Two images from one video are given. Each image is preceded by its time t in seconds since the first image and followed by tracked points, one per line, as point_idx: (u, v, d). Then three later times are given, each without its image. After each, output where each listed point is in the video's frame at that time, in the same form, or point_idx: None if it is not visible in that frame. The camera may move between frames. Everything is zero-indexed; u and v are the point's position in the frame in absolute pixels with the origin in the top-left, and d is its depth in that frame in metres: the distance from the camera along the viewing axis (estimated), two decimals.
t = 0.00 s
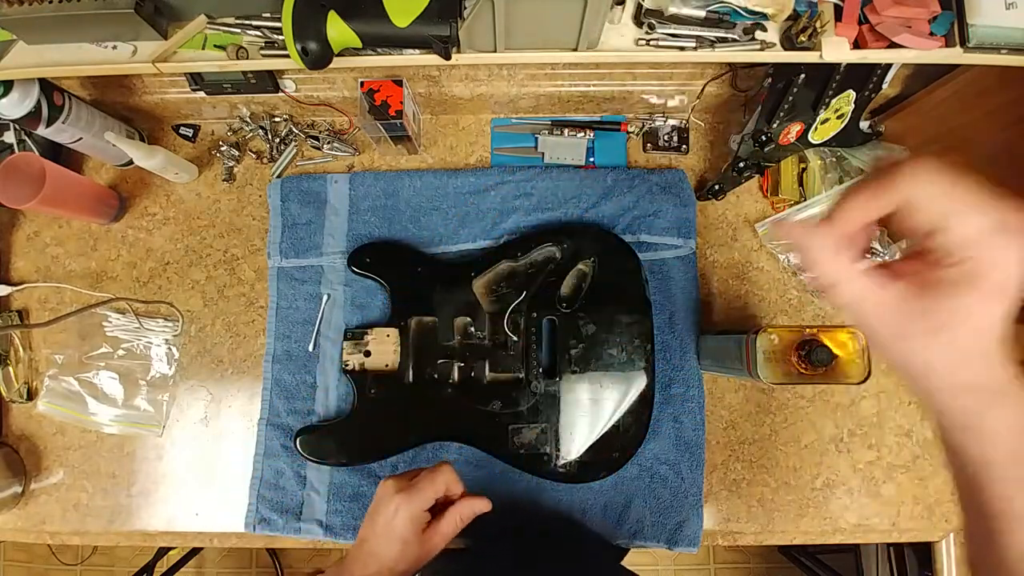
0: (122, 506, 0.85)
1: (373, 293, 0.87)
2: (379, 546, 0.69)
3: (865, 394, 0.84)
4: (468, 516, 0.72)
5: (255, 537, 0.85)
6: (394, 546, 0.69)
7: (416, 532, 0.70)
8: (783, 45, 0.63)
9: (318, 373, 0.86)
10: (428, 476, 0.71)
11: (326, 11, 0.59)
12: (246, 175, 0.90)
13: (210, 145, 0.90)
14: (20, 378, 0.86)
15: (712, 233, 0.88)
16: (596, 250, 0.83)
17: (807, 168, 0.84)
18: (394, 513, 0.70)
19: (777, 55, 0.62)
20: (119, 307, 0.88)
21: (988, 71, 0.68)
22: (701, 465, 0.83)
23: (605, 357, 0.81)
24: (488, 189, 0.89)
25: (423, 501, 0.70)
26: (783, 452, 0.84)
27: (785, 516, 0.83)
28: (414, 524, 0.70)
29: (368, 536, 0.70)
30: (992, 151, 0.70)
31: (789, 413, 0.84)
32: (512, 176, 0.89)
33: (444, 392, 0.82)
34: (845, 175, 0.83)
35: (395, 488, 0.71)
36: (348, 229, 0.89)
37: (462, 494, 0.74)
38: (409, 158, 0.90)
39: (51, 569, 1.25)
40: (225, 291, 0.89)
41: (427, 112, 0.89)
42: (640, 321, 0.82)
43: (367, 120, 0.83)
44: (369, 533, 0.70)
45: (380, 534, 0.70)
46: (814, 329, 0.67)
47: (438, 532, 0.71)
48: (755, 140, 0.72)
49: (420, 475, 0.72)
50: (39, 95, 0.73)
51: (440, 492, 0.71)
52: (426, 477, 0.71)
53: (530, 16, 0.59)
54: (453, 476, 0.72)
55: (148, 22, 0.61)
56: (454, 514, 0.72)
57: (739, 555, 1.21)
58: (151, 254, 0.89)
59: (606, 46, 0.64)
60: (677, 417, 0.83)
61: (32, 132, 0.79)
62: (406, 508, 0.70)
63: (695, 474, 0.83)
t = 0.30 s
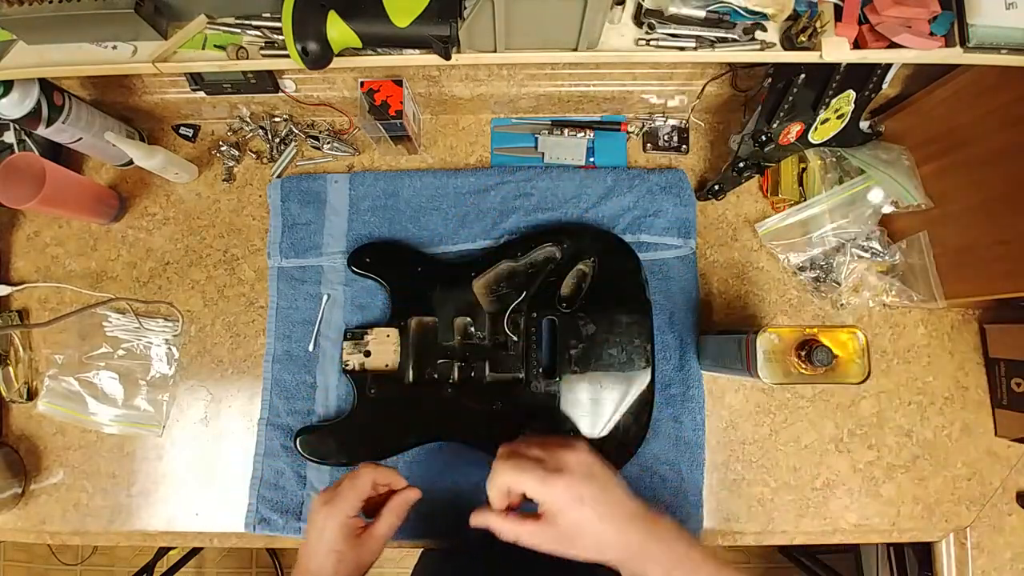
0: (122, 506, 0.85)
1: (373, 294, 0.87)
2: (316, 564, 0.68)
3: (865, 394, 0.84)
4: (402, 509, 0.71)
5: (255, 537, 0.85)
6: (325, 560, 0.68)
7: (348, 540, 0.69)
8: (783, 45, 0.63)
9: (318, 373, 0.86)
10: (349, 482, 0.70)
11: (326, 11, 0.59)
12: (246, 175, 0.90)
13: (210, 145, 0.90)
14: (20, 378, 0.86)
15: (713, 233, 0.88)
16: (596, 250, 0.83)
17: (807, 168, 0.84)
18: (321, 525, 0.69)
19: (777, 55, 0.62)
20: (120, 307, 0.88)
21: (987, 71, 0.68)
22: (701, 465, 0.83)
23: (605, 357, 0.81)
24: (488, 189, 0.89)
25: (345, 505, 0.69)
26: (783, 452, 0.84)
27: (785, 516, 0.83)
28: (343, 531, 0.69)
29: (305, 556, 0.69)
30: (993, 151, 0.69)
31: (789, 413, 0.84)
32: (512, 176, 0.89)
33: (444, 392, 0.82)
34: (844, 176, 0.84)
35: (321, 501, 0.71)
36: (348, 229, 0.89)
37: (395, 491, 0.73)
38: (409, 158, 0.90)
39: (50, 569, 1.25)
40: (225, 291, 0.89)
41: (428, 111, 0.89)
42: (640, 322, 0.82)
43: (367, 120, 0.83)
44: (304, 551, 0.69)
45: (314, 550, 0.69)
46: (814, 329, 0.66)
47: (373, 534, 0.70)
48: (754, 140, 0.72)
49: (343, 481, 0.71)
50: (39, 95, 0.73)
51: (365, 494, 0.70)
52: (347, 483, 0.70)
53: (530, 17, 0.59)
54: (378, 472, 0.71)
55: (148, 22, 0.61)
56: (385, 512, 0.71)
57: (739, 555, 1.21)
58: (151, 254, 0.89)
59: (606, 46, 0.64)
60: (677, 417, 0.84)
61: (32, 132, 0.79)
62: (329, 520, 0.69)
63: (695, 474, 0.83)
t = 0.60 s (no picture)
0: (122, 506, 0.85)
1: (373, 294, 0.87)
2: (256, 564, 0.67)
3: (865, 394, 0.84)
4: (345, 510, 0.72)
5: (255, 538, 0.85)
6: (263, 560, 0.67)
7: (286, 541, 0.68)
8: (783, 45, 0.63)
9: (318, 373, 0.86)
10: (288, 480, 0.71)
11: (326, 11, 0.60)
12: (246, 175, 0.90)
13: (210, 145, 0.90)
14: (20, 378, 0.86)
15: (713, 233, 0.88)
16: (596, 250, 0.83)
17: (807, 168, 0.84)
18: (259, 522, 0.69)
19: (777, 55, 0.62)
20: (120, 307, 0.88)
21: (987, 70, 0.68)
22: (701, 465, 0.83)
23: (605, 356, 0.81)
24: (488, 189, 0.89)
25: (285, 504, 0.70)
26: (783, 452, 0.84)
27: (785, 516, 0.83)
28: (283, 530, 0.69)
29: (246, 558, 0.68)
30: (992, 151, 0.70)
31: (789, 413, 0.84)
32: (512, 175, 0.89)
33: (444, 392, 0.82)
34: (844, 176, 0.84)
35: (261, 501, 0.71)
36: (348, 229, 0.89)
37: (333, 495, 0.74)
38: (409, 158, 0.90)
39: (51, 569, 1.25)
40: (225, 291, 0.89)
41: (427, 111, 0.89)
42: (639, 322, 0.82)
43: (367, 120, 0.83)
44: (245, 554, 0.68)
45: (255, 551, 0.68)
46: (814, 329, 0.66)
47: (315, 533, 0.70)
48: (754, 140, 0.72)
49: (281, 482, 0.72)
50: (39, 95, 0.73)
51: (304, 493, 0.71)
52: (286, 482, 0.71)
53: (530, 17, 0.59)
54: (317, 471, 0.73)
55: (149, 22, 0.61)
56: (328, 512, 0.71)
57: (739, 555, 1.21)
58: (151, 254, 0.89)
59: (606, 46, 0.64)
60: (677, 417, 0.83)
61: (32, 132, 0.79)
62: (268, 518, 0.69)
63: (695, 474, 0.83)
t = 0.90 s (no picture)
0: (122, 506, 0.85)
1: (373, 293, 0.87)
2: (211, 529, 0.69)
3: (865, 394, 0.84)
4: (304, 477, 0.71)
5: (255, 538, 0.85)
6: (217, 529, 0.69)
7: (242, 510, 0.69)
8: (783, 45, 0.63)
9: (318, 373, 0.86)
10: (244, 450, 0.70)
11: (326, 11, 0.60)
12: (246, 175, 0.90)
13: (210, 145, 0.90)
14: (20, 378, 0.86)
15: (713, 233, 0.88)
16: (596, 250, 0.83)
17: (807, 168, 0.84)
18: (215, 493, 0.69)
19: (777, 55, 0.62)
20: (120, 307, 0.88)
21: (987, 70, 0.68)
22: (701, 465, 0.83)
23: (605, 356, 0.81)
24: (488, 189, 0.89)
25: (241, 474, 0.69)
26: (783, 452, 0.84)
27: (785, 516, 0.83)
28: (239, 500, 0.69)
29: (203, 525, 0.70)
30: (992, 152, 0.70)
31: (789, 413, 0.84)
32: (512, 175, 0.89)
33: (444, 392, 0.82)
34: (844, 176, 0.83)
35: (218, 468, 0.70)
36: (348, 228, 0.89)
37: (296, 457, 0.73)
38: (409, 159, 0.90)
39: (51, 569, 1.25)
40: (225, 291, 0.89)
41: (427, 111, 0.89)
42: (639, 322, 0.81)
43: (367, 120, 0.83)
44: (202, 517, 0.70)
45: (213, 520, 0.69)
46: (814, 329, 0.66)
47: (270, 501, 0.70)
48: (754, 140, 0.72)
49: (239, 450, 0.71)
50: (39, 94, 0.73)
51: (261, 461, 0.70)
52: (242, 451, 0.70)
53: (530, 17, 0.59)
54: (274, 440, 0.71)
55: (149, 22, 0.61)
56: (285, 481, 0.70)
57: (739, 555, 1.21)
58: (151, 254, 0.89)
59: (606, 46, 0.64)
60: (677, 417, 0.84)
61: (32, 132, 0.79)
62: (224, 489, 0.69)
63: (695, 474, 0.83)
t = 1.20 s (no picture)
0: (122, 506, 0.85)
1: (373, 293, 0.87)
2: (184, 560, 0.66)
3: (865, 394, 0.84)
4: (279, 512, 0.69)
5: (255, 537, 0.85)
6: (192, 558, 0.66)
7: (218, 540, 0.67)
8: (783, 45, 0.63)
9: (318, 373, 0.86)
10: (223, 483, 0.69)
11: (326, 11, 0.60)
12: (246, 175, 0.90)
13: (210, 145, 0.90)
14: (20, 378, 0.86)
15: (713, 233, 0.88)
16: (596, 250, 0.83)
17: (807, 168, 0.84)
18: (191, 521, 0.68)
19: (777, 54, 0.62)
20: (120, 307, 0.88)
21: (987, 70, 0.68)
22: (701, 465, 0.83)
23: (605, 356, 0.81)
24: (488, 189, 0.89)
25: (218, 504, 0.68)
26: (783, 452, 0.84)
27: (785, 516, 0.83)
28: (213, 529, 0.67)
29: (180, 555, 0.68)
30: (992, 152, 0.70)
31: (789, 413, 0.84)
32: (512, 175, 0.88)
33: (444, 392, 0.82)
34: (844, 175, 0.83)
35: (195, 500, 0.69)
36: (348, 228, 0.89)
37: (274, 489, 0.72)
38: (409, 158, 0.90)
39: (51, 569, 1.25)
40: (225, 291, 0.89)
41: (427, 111, 0.89)
42: (639, 322, 0.82)
43: (367, 120, 0.83)
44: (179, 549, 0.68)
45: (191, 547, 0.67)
46: (814, 329, 0.66)
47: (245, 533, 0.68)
48: (754, 140, 0.72)
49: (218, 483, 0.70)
50: (39, 94, 0.73)
51: (241, 495, 0.69)
52: (223, 482, 0.69)
53: (530, 17, 0.59)
54: (256, 474, 0.71)
55: (149, 22, 0.61)
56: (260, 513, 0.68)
57: (739, 555, 1.21)
58: (151, 254, 0.89)
59: (606, 46, 0.64)
60: (677, 417, 0.84)
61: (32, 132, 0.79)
62: (198, 516, 0.67)
63: (695, 474, 0.83)
